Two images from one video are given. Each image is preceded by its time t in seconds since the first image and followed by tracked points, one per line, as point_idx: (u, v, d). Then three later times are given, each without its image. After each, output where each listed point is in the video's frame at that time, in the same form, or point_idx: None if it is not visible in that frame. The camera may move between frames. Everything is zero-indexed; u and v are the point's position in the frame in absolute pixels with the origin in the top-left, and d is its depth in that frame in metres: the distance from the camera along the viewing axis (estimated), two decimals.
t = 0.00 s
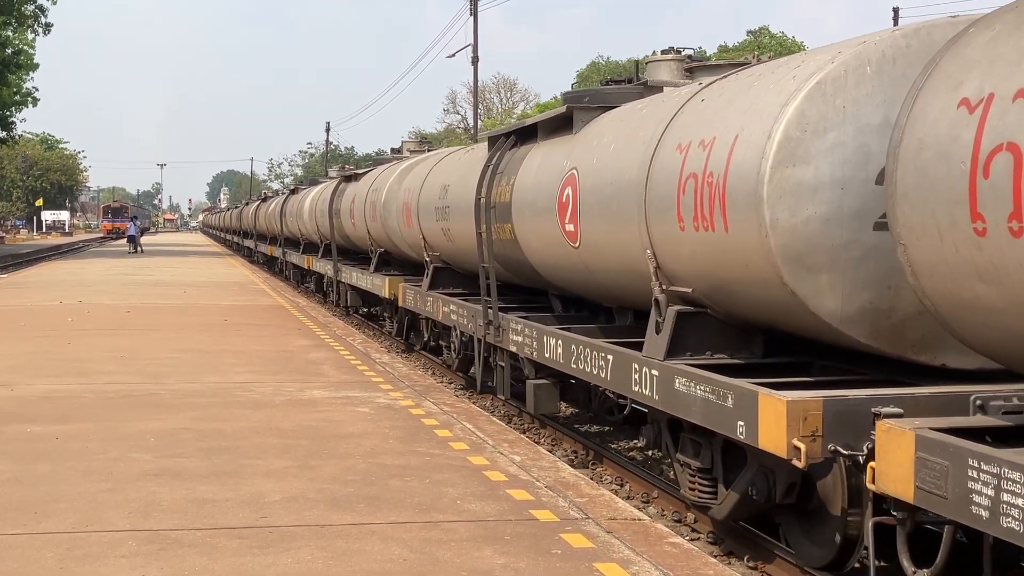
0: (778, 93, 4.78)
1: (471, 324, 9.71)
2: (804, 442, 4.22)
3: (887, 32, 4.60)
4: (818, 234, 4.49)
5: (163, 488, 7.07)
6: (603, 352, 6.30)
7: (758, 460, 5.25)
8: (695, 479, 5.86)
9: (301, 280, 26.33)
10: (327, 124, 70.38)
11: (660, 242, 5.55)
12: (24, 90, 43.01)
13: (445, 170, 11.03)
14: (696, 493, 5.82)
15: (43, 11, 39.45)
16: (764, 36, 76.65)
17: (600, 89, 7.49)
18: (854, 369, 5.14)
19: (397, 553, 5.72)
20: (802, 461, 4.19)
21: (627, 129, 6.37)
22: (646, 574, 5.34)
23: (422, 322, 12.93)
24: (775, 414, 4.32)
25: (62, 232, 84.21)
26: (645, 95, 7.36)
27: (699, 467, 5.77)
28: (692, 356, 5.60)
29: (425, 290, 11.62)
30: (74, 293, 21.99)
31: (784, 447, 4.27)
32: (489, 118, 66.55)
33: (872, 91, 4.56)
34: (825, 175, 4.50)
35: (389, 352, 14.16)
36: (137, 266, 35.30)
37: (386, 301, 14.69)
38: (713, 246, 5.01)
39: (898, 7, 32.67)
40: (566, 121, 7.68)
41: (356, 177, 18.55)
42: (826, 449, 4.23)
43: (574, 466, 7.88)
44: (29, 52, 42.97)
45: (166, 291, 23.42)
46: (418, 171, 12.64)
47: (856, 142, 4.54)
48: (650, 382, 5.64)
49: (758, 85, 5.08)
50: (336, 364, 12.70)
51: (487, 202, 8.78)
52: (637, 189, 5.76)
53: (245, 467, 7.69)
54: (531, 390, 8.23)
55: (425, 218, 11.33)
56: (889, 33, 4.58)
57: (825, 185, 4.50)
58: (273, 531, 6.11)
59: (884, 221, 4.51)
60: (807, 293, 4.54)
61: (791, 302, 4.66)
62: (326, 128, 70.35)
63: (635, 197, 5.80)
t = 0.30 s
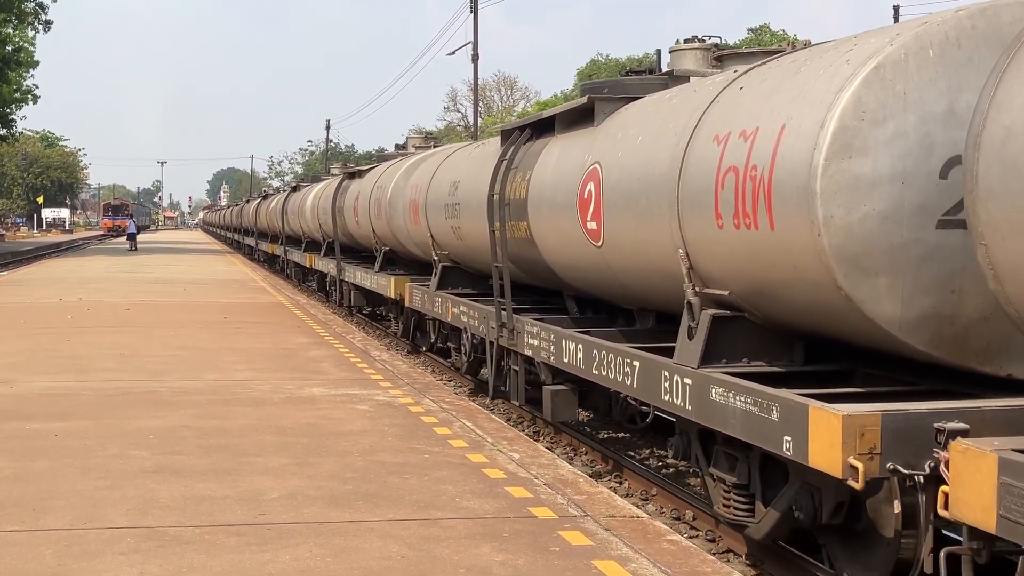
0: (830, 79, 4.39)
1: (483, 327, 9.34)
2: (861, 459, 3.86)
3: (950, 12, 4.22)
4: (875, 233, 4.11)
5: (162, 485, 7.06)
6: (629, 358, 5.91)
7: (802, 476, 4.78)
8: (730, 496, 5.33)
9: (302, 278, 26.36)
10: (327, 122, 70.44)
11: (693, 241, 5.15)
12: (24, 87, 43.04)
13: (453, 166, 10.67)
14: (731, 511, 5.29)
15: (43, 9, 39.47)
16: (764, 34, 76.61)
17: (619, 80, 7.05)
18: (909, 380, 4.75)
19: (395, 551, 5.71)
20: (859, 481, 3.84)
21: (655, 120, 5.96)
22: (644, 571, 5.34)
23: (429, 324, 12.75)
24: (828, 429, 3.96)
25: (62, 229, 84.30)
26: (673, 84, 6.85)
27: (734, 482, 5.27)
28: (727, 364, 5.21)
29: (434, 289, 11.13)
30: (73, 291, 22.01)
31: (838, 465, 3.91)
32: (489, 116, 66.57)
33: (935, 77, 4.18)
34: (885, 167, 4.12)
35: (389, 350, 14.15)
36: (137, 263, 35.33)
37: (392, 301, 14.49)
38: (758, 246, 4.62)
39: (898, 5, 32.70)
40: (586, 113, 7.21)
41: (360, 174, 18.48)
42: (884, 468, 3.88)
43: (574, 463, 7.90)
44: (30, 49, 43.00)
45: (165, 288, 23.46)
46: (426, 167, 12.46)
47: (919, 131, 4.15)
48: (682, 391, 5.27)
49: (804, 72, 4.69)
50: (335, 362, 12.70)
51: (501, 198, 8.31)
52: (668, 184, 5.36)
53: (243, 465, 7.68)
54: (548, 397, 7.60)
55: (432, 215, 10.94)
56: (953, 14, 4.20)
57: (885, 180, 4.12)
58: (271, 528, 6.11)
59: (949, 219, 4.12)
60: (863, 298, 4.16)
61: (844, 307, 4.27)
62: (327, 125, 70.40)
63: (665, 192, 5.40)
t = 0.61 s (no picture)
0: (890, 64, 4.04)
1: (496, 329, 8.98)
2: (930, 483, 3.61)
3: None
4: (942, 233, 3.78)
5: (162, 483, 7.08)
6: (658, 365, 5.57)
7: (852, 496, 4.41)
8: (771, 515, 5.04)
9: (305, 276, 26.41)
10: (327, 120, 70.48)
11: (733, 241, 4.83)
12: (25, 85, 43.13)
13: (463, 163, 10.44)
14: (772, 532, 5.01)
15: (44, 7, 39.57)
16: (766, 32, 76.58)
17: (641, 71, 6.76)
18: (970, 394, 4.43)
19: (394, 549, 5.72)
20: (928, 506, 3.59)
21: (688, 112, 5.62)
22: (644, 570, 5.34)
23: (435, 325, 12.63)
24: (890, 449, 3.68)
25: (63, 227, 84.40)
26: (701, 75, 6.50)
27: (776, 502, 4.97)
28: (769, 373, 4.87)
29: (444, 290, 10.94)
30: (75, 289, 22.09)
31: (902, 488, 3.64)
32: (490, 114, 66.61)
33: (1007, 61, 3.86)
34: (954, 160, 3.78)
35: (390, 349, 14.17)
36: (137, 262, 35.38)
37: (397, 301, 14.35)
38: (810, 248, 4.28)
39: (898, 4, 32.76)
40: (608, 105, 6.88)
41: (365, 171, 18.45)
42: (952, 491, 3.65)
43: (574, 462, 7.90)
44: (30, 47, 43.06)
45: (165, 286, 23.51)
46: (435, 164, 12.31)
47: (990, 122, 3.81)
48: (720, 403, 4.95)
49: (858, 59, 4.35)
50: (336, 360, 12.71)
51: (517, 195, 7.99)
52: (705, 181, 5.01)
53: (243, 463, 7.69)
54: (566, 406, 7.27)
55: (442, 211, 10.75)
56: None
57: (953, 174, 3.78)
58: (271, 527, 6.11)
59: (1023, 217, 3.79)
60: (929, 305, 3.82)
61: (906, 315, 3.94)
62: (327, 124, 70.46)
63: (703, 189, 5.05)
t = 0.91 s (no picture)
0: (959, 49, 3.72)
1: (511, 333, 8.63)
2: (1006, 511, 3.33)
3: None
4: (1019, 235, 3.48)
5: (162, 483, 7.07)
6: (692, 376, 5.24)
7: (910, 521, 4.15)
8: (815, 537, 4.74)
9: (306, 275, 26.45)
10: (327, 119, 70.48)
11: (779, 243, 4.50)
12: (26, 85, 43.19)
13: (475, 161, 10.25)
14: (817, 556, 4.70)
15: (44, 7, 39.63)
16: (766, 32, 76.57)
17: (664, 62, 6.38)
18: None
19: (394, 548, 5.72)
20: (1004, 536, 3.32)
21: (721, 105, 5.29)
22: (644, 570, 5.34)
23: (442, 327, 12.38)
24: (962, 475, 3.37)
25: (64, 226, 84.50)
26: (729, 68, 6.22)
27: (821, 524, 4.65)
28: (815, 386, 4.54)
29: (453, 292, 10.79)
30: (75, 287, 22.10)
31: (977, 517, 3.35)
32: (490, 114, 66.60)
33: None
34: None
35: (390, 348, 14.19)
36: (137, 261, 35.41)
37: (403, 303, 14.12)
38: (868, 252, 3.95)
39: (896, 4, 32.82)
40: (632, 98, 6.53)
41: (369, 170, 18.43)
42: None
43: (574, 462, 7.88)
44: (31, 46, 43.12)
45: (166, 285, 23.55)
46: (445, 162, 12.16)
47: None
48: (762, 418, 4.62)
49: (918, 44, 4.04)
50: (336, 359, 12.71)
51: (534, 193, 7.65)
52: (747, 179, 4.67)
53: (244, 462, 7.69)
54: (587, 416, 6.90)
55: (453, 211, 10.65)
56: None
57: None
58: (270, 527, 6.11)
59: None
60: (1005, 315, 3.51)
61: (976, 325, 3.63)
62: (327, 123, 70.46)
63: (744, 186, 4.71)
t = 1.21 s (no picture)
0: None
1: (524, 338, 8.42)
2: None
3: None
4: None
5: (161, 483, 7.07)
6: (724, 387, 4.85)
7: (974, 550, 3.80)
8: (865, 563, 4.32)
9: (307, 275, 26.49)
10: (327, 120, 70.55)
11: (829, 243, 4.18)
12: (27, 85, 43.25)
13: (488, 158, 10.14)
14: None
15: (45, 7, 39.70)
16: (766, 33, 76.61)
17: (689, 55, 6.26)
18: None
19: (393, 548, 5.72)
20: None
21: (759, 97, 4.99)
22: (644, 570, 5.34)
23: (450, 332, 12.22)
24: None
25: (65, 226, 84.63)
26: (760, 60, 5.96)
27: (871, 550, 4.25)
28: (866, 400, 4.19)
29: (463, 295, 10.68)
30: (75, 288, 22.11)
31: None
32: (491, 114, 66.65)
33: None
34: None
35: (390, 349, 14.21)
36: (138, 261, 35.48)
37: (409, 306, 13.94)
38: (935, 254, 3.63)
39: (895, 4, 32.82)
40: (656, 92, 6.33)
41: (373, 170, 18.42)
42: None
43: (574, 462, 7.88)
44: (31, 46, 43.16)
45: (166, 285, 23.60)
46: (454, 161, 12.06)
47: None
48: (806, 434, 4.23)
49: (983, 27, 3.75)
50: (336, 360, 12.73)
51: (554, 190, 7.44)
52: (794, 176, 4.38)
53: (243, 463, 7.70)
54: (608, 423, 6.52)
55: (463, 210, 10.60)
56: None
57: None
58: (269, 527, 6.11)
59: None
60: None
61: None
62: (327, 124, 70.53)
63: (790, 184, 4.41)
